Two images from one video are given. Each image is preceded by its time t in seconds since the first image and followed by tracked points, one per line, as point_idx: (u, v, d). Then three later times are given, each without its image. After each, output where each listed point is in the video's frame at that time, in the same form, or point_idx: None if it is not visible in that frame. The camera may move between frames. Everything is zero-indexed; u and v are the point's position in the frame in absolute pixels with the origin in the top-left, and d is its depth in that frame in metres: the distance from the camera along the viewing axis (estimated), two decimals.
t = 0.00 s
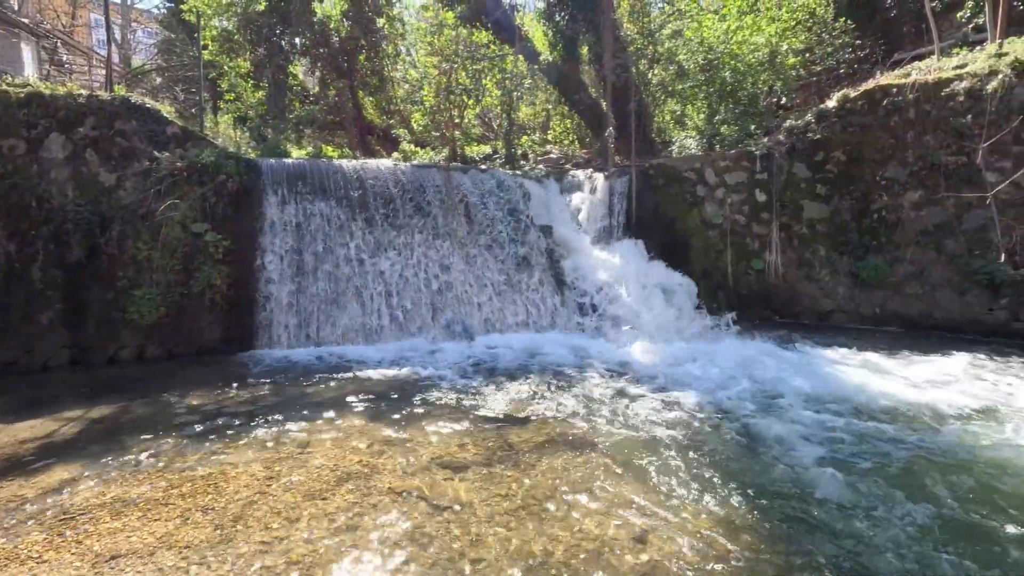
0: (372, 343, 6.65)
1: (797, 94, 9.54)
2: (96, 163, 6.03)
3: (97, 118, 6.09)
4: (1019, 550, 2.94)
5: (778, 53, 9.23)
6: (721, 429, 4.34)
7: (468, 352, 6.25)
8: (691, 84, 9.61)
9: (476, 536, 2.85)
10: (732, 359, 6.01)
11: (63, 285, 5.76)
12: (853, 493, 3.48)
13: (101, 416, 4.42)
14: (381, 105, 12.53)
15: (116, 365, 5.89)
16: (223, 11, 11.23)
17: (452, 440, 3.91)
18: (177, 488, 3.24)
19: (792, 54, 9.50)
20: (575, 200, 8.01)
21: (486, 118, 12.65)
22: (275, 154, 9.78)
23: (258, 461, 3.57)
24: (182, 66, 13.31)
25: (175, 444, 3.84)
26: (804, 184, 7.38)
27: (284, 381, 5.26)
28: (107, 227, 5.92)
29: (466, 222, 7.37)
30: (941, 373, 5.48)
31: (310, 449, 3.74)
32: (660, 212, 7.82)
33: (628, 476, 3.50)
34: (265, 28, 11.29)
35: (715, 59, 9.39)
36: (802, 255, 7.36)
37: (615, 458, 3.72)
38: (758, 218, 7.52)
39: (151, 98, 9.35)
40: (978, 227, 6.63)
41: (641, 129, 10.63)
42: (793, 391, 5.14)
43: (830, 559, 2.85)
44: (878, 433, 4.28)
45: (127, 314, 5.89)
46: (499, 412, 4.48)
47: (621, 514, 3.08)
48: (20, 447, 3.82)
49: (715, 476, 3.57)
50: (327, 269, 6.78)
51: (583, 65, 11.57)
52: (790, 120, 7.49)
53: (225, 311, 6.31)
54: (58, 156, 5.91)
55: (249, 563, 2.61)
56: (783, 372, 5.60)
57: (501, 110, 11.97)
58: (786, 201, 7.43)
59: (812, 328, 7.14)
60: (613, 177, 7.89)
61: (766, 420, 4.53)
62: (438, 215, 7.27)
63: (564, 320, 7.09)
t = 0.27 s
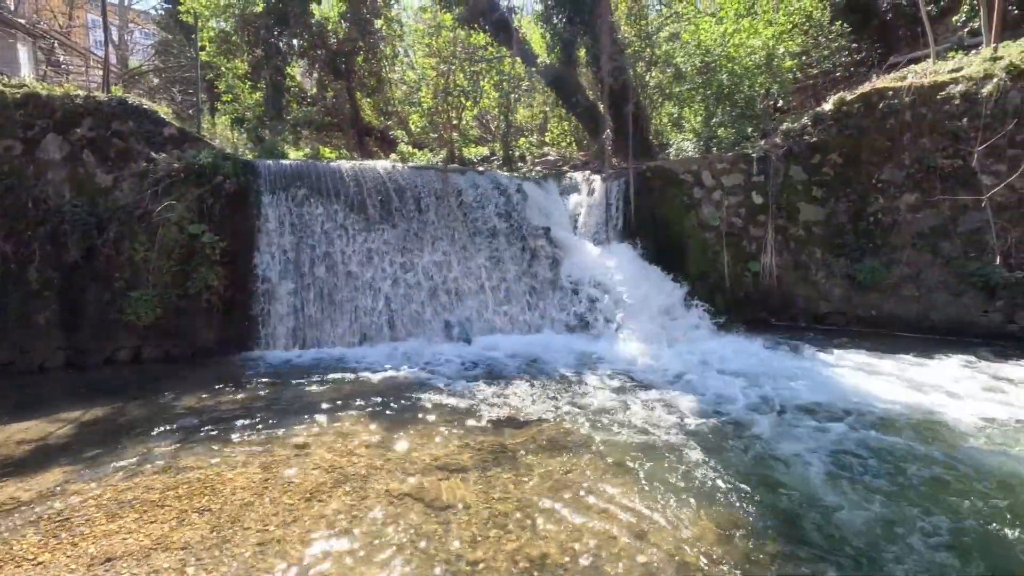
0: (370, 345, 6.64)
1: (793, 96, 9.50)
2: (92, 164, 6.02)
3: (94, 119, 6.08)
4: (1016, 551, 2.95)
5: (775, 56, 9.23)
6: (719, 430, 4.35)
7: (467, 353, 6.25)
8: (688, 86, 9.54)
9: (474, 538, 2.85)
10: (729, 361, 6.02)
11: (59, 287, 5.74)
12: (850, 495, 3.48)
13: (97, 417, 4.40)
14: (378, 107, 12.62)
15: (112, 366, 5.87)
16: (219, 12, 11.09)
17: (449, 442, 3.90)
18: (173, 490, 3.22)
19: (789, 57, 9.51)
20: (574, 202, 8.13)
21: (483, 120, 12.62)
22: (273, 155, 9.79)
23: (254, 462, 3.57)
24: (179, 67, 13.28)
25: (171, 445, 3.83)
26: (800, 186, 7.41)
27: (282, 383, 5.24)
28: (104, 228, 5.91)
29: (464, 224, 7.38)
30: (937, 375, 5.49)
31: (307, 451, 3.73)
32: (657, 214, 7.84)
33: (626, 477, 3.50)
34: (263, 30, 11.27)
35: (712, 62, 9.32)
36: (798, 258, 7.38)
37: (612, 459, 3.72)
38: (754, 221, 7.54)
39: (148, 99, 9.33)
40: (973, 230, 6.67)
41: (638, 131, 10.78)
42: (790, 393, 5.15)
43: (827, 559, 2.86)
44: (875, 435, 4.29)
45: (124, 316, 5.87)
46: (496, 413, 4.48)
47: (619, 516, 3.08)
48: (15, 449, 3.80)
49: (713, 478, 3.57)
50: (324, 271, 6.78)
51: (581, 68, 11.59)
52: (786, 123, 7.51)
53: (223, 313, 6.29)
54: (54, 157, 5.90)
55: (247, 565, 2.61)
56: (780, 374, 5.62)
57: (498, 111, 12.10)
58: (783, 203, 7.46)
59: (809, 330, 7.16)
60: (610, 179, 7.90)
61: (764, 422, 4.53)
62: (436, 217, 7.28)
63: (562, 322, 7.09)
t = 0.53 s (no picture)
0: (368, 346, 6.63)
1: (792, 98, 9.54)
2: (91, 164, 6.00)
3: (92, 119, 6.07)
4: (1016, 552, 2.95)
5: (773, 59, 9.24)
6: (717, 432, 4.35)
7: (466, 354, 6.24)
8: (688, 88, 9.54)
9: (475, 540, 2.84)
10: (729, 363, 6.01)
11: (57, 287, 5.73)
12: (849, 496, 3.48)
13: (95, 418, 4.39)
14: (377, 108, 12.61)
15: (110, 367, 5.85)
16: (218, 12, 11.08)
17: (448, 444, 3.89)
18: (171, 491, 3.21)
19: (788, 59, 9.56)
20: (573, 203, 8.05)
21: (483, 123, 12.32)
22: (271, 156, 9.78)
23: (253, 463, 3.55)
24: (178, 68, 13.28)
25: (169, 446, 3.82)
26: (799, 188, 7.41)
27: (280, 384, 5.23)
28: (102, 228, 5.89)
29: (464, 225, 7.38)
30: (935, 377, 5.50)
31: (305, 452, 3.71)
32: (657, 215, 7.83)
33: (625, 479, 3.49)
34: (262, 30, 11.25)
35: (712, 63, 9.32)
36: (798, 259, 7.37)
37: (611, 461, 3.72)
38: (754, 222, 7.54)
39: (146, 99, 9.31)
40: (971, 232, 6.69)
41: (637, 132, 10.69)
42: (789, 394, 5.15)
43: (826, 561, 2.86)
44: (874, 436, 4.29)
45: (122, 316, 5.86)
46: (496, 414, 4.47)
47: (618, 517, 3.07)
48: (12, 450, 3.79)
49: (712, 480, 3.56)
50: (323, 271, 6.77)
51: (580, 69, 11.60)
52: (785, 125, 7.51)
53: (221, 313, 6.28)
54: (53, 157, 5.89)
55: (246, 566, 2.60)
56: (779, 375, 5.61)
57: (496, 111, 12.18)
58: (782, 205, 7.46)
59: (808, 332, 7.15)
60: (609, 181, 7.90)
61: (763, 423, 4.53)
62: (435, 218, 7.28)
63: (561, 323, 7.09)
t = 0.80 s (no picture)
0: (368, 347, 6.62)
1: (792, 100, 9.50)
2: (89, 164, 6.00)
3: (91, 118, 6.06)
4: (1016, 552, 2.95)
5: (773, 60, 9.21)
6: (717, 433, 4.34)
7: (465, 355, 6.23)
8: (687, 89, 9.58)
9: (474, 541, 2.84)
10: (728, 363, 6.01)
11: (56, 287, 5.72)
12: (849, 496, 3.48)
13: (93, 419, 4.38)
14: (377, 108, 12.61)
15: (108, 367, 5.84)
16: (218, 12, 11.09)
17: (448, 445, 3.88)
18: (170, 492, 3.21)
19: (787, 60, 9.55)
20: (572, 204, 8.02)
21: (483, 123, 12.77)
22: (271, 156, 9.78)
23: (252, 464, 3.55)
24: (178, 68, 13.28)
25: (168, 447, 3.81)
26: (799, 189, 7.41)
27: (279, 384, 5.22)
28: (101, 229, 5.89)
29: (463, 225, 7.37)
30: (935, 377, 5.50)
31: (304, 453, 3.71)
32: (656, 216, 7.82)
33: (625, 480, 3.49)
34: (262, 31, 11.25)
35: (712, 64, 9.30)
36: (797, 260, 7.37)
37: (611, 462, 3.71)
38: (753, 223, 7.54)
39: (145, 99, 9.29)
40: (970, 233, 6.70)
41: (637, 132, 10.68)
42: (789, 395, 5.14)
43: (825, 561, 2.86)
44: (873, 436, 4.28)
45: (121, 316, 5.85)
46: (494, 415, 4.46)
47: (617, 518, 3.07)
48: (10, 450, 3.78)
49: (712, 481, 3.56)
50: (322, 272, 6.76)
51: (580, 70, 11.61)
52: (785, 126, 7.51)
53: (219, 314, 6.26)
54: (51, 157, 5.88)
55: (245, 568, 2.59)
56: (779, 376, 5.61)
57: (496, 112, 12.18)
58: (781, 206, 7.46)
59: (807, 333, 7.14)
60: (608, 181, 7.89)
61: (763, 424, 4.52)
62: (435, 218, 7.26)
63: (560, 324, 7.08)
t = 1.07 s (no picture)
0: (367, 348, 6.61)
1: (792, 102, 9.52)
2: (89, 164, 5.99)
3: (90, 118, 6.05)
4: (1017, 553, 2.95)
5: (774, 61, 9.18)
6: (718, 434, 4.33)
7: (465, 356, 6.22)
8: (687, 89, 9.55)
9: (473, 543, 2.82)
10: (728, 365, 5.99)
11: (55, 287, 5.71)
12: (852, 498, 3.48)
13: (92, 420, 4.37)
14: (377, 109, 12.60)
15: (107, 367, 5.82)
16: (218, 12, 11.09)
17: (448, 446, 3.87)
18: (169, 493, 3.20)
19: (787, 61, 9.52)
20: (572, 203, 8.12)
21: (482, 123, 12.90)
22: (270, 157, 9.78)
23: (252, 466, 3.54)
24: (177, 68, 13.26)
25: (168, 448, 3.80)
26: (799, 190, 7.41)
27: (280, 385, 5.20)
28: (101, 229, 5.88)
29: (463, 226, 7.37)
30: (935, 379, 5.49)
31: (305, 454, 3.70)
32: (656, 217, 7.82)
33: (625, 481, 3.48)
34: (262, 31, 11.24)
35: (712, 65, 9.27)
36: (797, 261, 7.36)
37: (612, 463, 3.71)
38: (753, 224, 7.53)
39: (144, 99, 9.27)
40: (970, 234, 6.70)
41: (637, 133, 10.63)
42: (789, 396, 5.13)
43: (826, 562, 2.86)
44: (874, 437, 4.29)
45: (121, 317, 5.84)
46: (495, 416, 4.45)
47: (619, 520, 3.06)
48: (9, 451, 3.77)
49: (713, 482, 3.55)
50: (322, 273, 6.75)
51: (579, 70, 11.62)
52: (785, 127, 7.50)
53: (219, 314, 6.23)
54: (51, 157, 5.86)
55: (245, 569, 2.58)
56: (778, 377, 5.61)
57: (496, 112, 12.19)
58: (781, 207, 7.46)
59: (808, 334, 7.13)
60: (608, 182, 7.90)
61: (764, 426, 4.52)
62: (434, 219, 7.26)
63: (560, 325, 7.07)
